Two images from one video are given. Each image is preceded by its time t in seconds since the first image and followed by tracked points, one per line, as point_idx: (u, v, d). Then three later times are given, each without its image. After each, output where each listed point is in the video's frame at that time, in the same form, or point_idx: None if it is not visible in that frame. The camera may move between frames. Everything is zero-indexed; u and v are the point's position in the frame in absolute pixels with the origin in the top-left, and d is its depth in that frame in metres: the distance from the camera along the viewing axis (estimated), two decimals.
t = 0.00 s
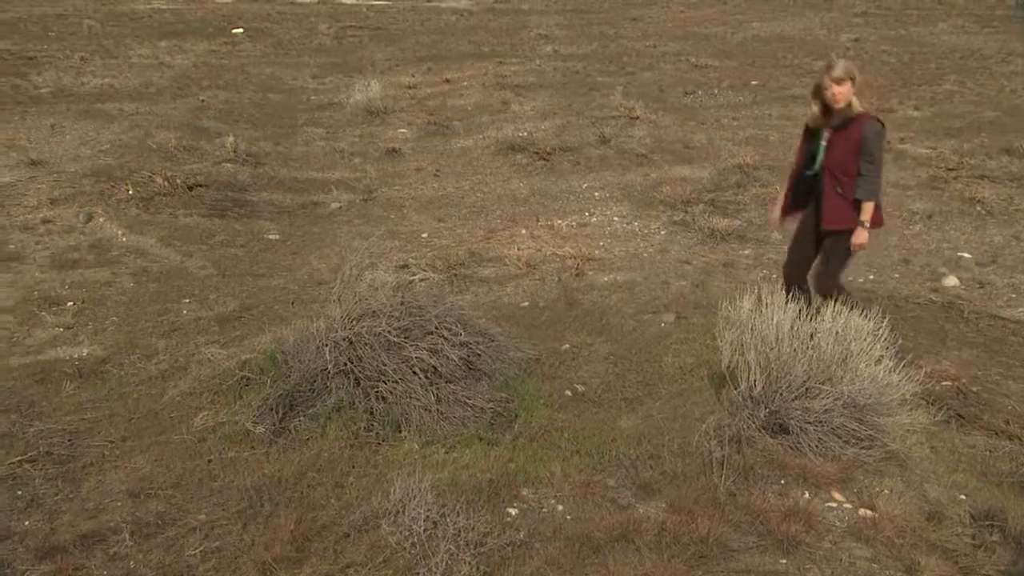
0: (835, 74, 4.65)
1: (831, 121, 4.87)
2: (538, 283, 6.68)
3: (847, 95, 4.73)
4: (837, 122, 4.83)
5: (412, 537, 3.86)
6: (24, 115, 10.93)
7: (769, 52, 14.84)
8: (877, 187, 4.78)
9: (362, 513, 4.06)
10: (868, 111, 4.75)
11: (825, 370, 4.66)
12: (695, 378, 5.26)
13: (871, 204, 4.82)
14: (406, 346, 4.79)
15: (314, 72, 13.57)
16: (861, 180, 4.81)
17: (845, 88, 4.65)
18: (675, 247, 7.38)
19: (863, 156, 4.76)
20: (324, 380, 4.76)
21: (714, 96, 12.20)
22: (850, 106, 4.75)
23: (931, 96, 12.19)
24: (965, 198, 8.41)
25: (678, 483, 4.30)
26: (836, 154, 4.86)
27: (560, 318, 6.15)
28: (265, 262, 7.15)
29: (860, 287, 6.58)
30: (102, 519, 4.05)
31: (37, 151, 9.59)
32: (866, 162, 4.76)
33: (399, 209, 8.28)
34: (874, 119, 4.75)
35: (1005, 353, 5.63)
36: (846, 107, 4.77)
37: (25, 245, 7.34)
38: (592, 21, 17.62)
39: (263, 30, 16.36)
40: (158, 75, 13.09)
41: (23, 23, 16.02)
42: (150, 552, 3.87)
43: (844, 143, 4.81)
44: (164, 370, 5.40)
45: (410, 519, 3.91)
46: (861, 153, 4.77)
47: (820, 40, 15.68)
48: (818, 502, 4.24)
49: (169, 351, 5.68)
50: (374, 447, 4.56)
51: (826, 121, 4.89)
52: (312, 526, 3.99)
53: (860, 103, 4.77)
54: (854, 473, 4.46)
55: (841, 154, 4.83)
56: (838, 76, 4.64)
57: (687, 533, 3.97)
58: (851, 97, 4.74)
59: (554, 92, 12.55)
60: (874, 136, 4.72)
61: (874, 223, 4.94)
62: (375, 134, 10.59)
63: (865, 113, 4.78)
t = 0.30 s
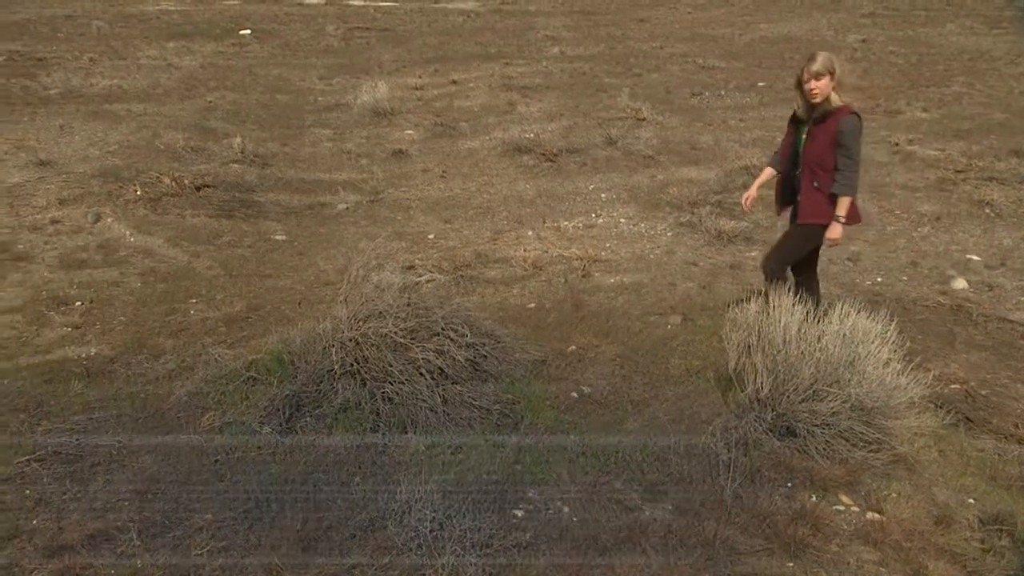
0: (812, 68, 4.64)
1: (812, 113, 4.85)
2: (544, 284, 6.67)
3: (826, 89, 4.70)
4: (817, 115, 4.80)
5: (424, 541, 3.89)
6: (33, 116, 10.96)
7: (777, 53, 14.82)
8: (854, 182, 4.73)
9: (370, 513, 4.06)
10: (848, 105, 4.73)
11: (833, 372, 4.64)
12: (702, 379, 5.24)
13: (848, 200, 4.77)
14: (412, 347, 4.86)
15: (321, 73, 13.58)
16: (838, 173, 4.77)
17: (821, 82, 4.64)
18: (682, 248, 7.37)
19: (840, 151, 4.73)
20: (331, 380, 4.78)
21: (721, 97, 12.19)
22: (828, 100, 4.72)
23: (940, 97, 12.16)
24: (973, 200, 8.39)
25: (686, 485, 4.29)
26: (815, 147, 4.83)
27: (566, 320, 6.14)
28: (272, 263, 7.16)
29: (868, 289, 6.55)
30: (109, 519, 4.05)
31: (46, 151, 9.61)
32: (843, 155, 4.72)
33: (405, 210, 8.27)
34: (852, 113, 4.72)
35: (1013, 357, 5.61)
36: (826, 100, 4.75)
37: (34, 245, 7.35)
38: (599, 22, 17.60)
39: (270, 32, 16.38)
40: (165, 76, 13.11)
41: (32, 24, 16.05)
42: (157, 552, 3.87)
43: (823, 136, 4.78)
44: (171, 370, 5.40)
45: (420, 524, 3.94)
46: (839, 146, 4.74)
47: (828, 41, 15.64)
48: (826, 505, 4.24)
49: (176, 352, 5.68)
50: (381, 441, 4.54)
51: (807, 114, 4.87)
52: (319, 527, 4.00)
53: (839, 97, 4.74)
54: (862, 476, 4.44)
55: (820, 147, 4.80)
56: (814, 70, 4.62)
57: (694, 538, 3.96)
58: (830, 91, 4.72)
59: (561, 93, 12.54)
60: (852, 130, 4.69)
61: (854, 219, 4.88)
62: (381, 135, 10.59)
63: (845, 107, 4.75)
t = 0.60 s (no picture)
0: (787, 73, 4.67)
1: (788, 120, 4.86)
2: (552, 287, 6.66)
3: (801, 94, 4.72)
4: (791, 121, 4.82)
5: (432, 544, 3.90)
6: (44, 117, 10.98)
7: (785, 56, 14.80)
8: (818, 192, 4.73)
9: (375, 513, 4.07)
10: (822, 115, 4.73)
11: (842, 376, 4.63)
12: (710, 380, 5.21)
13: (809, 208, 4.76)
14: (420, 349, 4.86)
15: (330, 75, 13.58)
16: (804, 182, 4.78)
17: (794, 88, 4.66)
18: (690, 251, 7.35)
19: (807, 159, 4.74)
20: (338, 382, 4.76)
21: (730, 100, 12.17)
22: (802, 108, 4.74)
23: (950, 100, 12.12)
24: (984, 203, 8.36)
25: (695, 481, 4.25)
26: (784, 154, 4.84)
27: (574, 322, 6.13)
28: (280, 264, 7.16)
29: (877, 293, 6.53)
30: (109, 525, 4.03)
31: (56, 152, 9.63)
32: (810, 163, 4.73)
33: (413, 212, 8.27)
34: (824, 123, 4.72)
35: None
36: (800, 108, 4.77)
37: (44, 245, 7.37)
38: (607, 24, 17.59)
39: (279, 34, 16.39)
40: (175, 78, 13.13)
41: (43, 26, 16.10)
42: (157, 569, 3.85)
43: (793, 143, 4.79)
44: (180, 371, 5.41)
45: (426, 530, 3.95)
46: (807, 155, 4.74)
47: (838, 44, 15.62)
48: (834, 509, 4.24)
49: (185, 352, 5.69)
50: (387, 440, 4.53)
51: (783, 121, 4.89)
52: (325, 524, 3.98)
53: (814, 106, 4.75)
54: (871, 482, 4.45)
55: (788, 154, 4.81)
56: (789, 75, 4.65)
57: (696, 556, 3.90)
58: (806, 98, 4.73)
59: (569, 96, 12.53)
60: (821, 139, 4.69)
61: (816, 230, 4.88)
62: (389, 137, 10.59)
63: (819, 116, 4.75)
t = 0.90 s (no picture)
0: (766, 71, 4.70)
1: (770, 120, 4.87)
2: (559, 290, 6.64)
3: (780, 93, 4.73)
4: (772, 121, 4.83)
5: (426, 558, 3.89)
6: (53, 119, 11.00)
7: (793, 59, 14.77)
8: (793, 190, 4.74)
9: (374, 519, 3.98)
10: (800, 114, 4.74)
11: (850, 381, 4.61)
12: (718, 383, 5.18)
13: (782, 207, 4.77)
14: (427, 351, 4.97)
15: (338, 77, 13.60)
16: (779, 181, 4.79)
17: (773, 86, 4.69)
18: (698, 254, 7.33)
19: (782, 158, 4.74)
20: (345, 383, 4.87)
21: (738, 103, 12.14)
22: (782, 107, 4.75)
23: (960, 103, 12.08)
24: (994, 207, 8.33)
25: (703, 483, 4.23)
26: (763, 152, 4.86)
27: (581, 325, 6.11)
28: (288, 266, 7.16)
29: (885, 296, 6.51)
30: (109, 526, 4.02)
31: (66, 154, 9.65)
32: (786, 162, 4.73)
33: (421, 214, 8.26)
34: (802, 123, 4.72)
35: None
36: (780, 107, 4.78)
37: (54, 246, 7.38)
38: (615, 27, 17.57)
39: (287, 36, 16.40)
40: (184, 80, 13.14)
41: (53, 28, 16.14)
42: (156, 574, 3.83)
43: (771, 142, 4.81)
44: (188, 372, 5.41)
45: (421, 539, 3.93)
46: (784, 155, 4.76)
47: (846, 46, 15.57)
48: (843, 514, 4.23)
49: (192, 353, 5.69)
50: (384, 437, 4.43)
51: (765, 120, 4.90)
52: (322, 531, 3.94)
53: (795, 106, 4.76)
54: (880, 486, 4.43)
55: (766, 152, 4.83)
56: (767, 73, 4.68)
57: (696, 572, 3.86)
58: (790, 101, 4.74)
59: (577, 98, 12.52)
60: (798, 138, 4.70)
61: (791, 231, 4.88)
62: (397, 139, 10.58)
63: (798, 116, 4.75)
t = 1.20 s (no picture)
0: (763, 66, 4.62)
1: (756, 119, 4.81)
2: (566, 292, 6.63)
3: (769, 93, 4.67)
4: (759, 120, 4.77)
5: (427, 558, 3.86)
6: (64, 121, 11.03)
7: (802, 62, 14.74)
8: (779, 192, 4.70)
9: (378, 520, 3.94)
10: (787, 115, 4.69)
11: (859, 385, 4.59)
12: (726, 386, 5.16)
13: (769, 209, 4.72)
14: (434, 353, 4.97)
15: (346, 80, 13.60)
16: (765, 183, 4.74)
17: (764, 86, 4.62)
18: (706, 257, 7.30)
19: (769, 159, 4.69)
20: (352, 385, 4.87)
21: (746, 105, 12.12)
22: (770, 107, 4.69)
23: (969, 106, 12.04)
24: (1005, 211, 8.29)
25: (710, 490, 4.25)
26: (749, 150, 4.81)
27: (589, 328, 6.10)
28: (296, 268, 7.15)
29: (895, 300, 6.48)
30: (114, 525, 4.00)
31: (76, 155, 9.67)
32: (772, 164, 4.68)
33: (428, 216, 8.26)
34: (789, 123, 4.67)
35: None
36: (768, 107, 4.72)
37: (63, 247, 7.40)
38: (623, 30, 17.56)
39: (296, 38, 16.42)
40: (193, 82, 13.16)
41: (64, 31, 16.19)
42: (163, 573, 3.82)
43: (758, 141, 4.75)
44: (196, 373, 5.41)
45: (422, 537, 3.90)
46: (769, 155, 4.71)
47: (856, 49, 15.53)
48: (851, 519, 4.21)
49: (200, 354, 5.69)
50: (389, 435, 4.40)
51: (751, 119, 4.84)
52: (323, 531, 3.92)
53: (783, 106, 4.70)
54: (889, 491, 4.41)
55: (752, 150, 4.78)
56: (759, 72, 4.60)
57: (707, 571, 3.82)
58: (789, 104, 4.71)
59: (585, 101, 12.50)
60: (786, 139, 4.65)
61: (776, 233, 4.84)
62: (405, 141, 10.58)
63: (784, 117, 4.70)
